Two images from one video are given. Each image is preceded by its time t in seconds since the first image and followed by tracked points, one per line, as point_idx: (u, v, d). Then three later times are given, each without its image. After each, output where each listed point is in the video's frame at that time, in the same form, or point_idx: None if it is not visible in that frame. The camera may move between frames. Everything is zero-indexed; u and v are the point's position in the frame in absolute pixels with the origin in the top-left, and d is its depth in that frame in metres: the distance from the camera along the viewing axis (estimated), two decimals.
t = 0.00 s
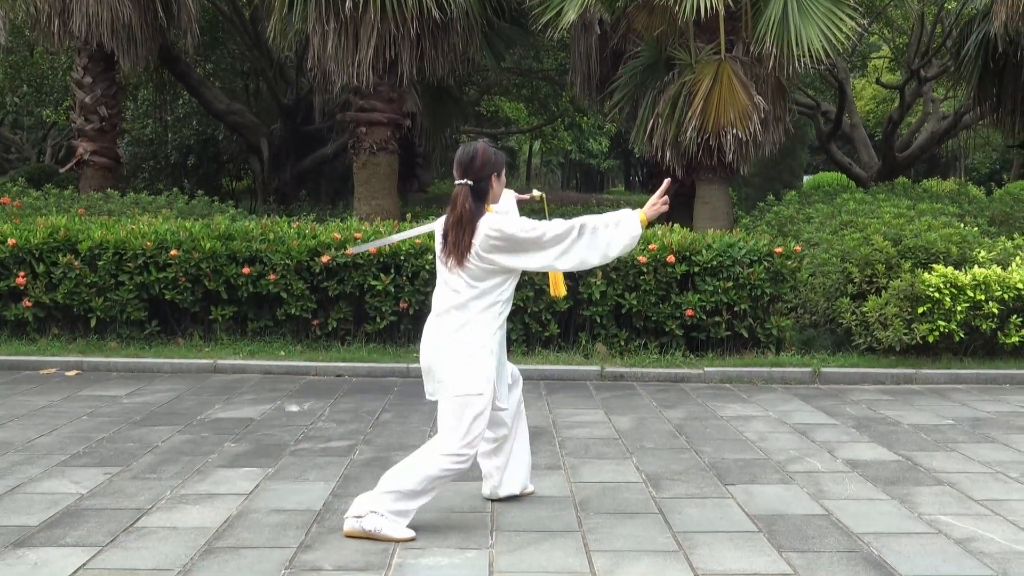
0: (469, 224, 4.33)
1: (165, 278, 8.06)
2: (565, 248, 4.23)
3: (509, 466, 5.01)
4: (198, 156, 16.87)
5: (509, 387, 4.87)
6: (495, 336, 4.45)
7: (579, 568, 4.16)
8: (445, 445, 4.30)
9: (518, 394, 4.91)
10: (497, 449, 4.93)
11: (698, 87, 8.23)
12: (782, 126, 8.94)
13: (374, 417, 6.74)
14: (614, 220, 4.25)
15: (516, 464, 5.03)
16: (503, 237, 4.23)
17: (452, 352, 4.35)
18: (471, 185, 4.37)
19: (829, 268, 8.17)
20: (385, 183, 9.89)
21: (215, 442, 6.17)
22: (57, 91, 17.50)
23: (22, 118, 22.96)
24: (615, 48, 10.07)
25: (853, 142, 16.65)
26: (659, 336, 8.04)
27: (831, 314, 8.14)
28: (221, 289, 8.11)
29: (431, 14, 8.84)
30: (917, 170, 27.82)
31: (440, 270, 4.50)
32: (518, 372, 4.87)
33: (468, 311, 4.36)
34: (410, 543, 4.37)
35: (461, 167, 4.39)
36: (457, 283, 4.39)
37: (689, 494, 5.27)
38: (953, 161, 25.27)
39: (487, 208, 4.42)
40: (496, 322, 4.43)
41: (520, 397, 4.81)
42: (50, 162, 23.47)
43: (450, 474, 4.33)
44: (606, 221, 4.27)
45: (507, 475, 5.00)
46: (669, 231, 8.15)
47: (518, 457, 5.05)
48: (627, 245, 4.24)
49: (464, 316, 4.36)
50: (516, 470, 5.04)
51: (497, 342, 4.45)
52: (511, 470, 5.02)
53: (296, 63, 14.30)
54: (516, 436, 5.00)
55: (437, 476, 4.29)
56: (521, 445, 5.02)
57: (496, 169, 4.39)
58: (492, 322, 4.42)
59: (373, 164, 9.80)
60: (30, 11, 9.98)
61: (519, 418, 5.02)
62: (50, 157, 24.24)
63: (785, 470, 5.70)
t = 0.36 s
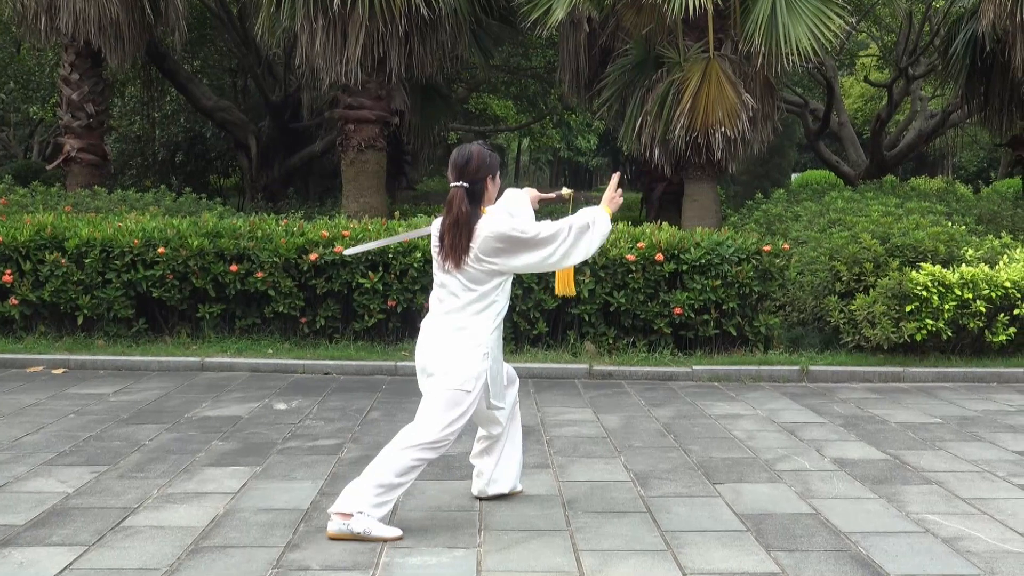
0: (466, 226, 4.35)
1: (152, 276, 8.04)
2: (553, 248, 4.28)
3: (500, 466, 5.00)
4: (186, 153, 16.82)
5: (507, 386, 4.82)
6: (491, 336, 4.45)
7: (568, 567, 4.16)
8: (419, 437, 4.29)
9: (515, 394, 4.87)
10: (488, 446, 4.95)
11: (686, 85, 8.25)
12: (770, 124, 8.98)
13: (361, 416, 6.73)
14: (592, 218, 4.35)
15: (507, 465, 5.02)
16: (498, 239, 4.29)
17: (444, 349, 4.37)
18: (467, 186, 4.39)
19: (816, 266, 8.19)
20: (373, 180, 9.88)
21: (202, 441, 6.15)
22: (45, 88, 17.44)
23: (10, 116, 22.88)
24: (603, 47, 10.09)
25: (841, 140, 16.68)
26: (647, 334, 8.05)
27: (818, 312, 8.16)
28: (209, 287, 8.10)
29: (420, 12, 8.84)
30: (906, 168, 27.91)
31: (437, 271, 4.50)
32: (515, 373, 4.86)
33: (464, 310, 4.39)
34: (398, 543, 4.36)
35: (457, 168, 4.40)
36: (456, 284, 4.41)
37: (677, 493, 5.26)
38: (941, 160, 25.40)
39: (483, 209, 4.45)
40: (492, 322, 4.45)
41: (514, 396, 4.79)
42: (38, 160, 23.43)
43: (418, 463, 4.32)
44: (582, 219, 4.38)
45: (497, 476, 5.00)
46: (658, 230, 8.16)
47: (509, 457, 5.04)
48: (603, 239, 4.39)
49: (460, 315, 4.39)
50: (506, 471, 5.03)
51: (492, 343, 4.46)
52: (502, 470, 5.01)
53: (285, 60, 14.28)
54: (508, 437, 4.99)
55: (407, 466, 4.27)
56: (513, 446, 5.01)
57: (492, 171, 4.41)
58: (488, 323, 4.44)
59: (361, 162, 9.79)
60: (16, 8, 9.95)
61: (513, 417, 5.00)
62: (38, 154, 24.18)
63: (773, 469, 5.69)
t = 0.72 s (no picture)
0: (463, 229, 4.34)
1: (150, 279, 8.04)
2: (550, 255, 4.33)
3: (500, 468, 5.01)
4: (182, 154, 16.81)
5: (508, 386, 4.82)
6: (490, 340, 4.47)
7: (568, 569, 4.16)
8: (416, 438, 4.29)
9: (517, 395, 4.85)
10: (488, 448, 4.94)
11: (682, 84, 8.26)
12: (767, 123, 9.00)
13: (360, 417, 6.73)
14: (571, 222, 4.47)
15: (508, 466, 5.03)
16: (498, 240, 4.30)
17: (443, 350, 4.39)
18: (462, 190, 4.38)
19: (814, 266, 8.21)
20: (370, 181, 9.87)
21: (201, 443, 6.14)
22: (40, 89, 17.41)
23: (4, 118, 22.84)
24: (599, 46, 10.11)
25: (837, 138, 16.68)
26: (646, 334, 8.05)
27: (817, 312, 8.18)
28: (207, 289, 8.10)
29: (416, 12, 8.84)
30: (902, 167, 27.93)
31: (434, 274, 4.49)
32: (516, 374, 4.86)
33: (463, 312, 4.41)
34: (398, 545, 4.36)
35: (453, 171, 4.39)
36: (455, 288, 4.42)
37: (677, 493, 5.26)
38: (937, 157, 25.43)
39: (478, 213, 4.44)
40: (491, 326, 4.47)
41: (516, 397, 4.79)
42: (32, 161, 23.42)
43: (413, 463, 4.32)
44: (560, 222, 4.47)
45: (497, 477, 4.99)
46: (656, 229, 8.17)
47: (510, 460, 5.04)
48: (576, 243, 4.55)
49: (460, 318, 4.41)
50: (507, 473, 5.03)
51: (491, 346, 4.48)
52: (502, 472, 5.01)
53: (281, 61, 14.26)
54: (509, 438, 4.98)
55: (402, 466, 4.27)
56: (513, 448, 5.00)
57: (486, 175, 4.42)
58: (487, 327, 4.47)
59: (358, 163, 9.79)
60: (12, 10, 9.93)
61: (514, 419, 4.99)
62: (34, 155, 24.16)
63: (772, 469, 5.70)
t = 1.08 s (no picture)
0: (470, 227, 4.33)
1: (156, 277, 8.05)
2: (553, 255, 4.35)
3: (508, 467, 5.02)
4: (187, 154, 16.84)
5: (515, 385, 4.83)
6: (497, 339, 4.48)
7: (576, 568, 4.16)
8: (423, 438, 4.29)
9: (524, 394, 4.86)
10: (496, 447, 4.95)
11: (689, 83, 8.27)
12: (773, 122, 9.00)
13: (367, 416, 6.74)
14: (574, 224, 4.49)
15: (516, 465, 5.03)
16: (504, 238, 4.31)
17: (450, 349, 4.39)
18: (470, 188, 4.38)
19: (821, 265, 8.20)
20: (376, 180, 9.88)
21: (208, 442, 6.15)
22: (47, 88, 17.45)
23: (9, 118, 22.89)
24: (605, 45, 10.12)
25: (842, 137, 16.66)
26: (653, 333, 8.06)
27: (823, 311, 8.18)
28: (213, 288, 8.11)
29: (422, 11, 8.86)
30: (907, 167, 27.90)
31: (440, 272, 4.48)
32: (522, 372, 4.87)
33: (471, 312, 4.41)
34: (405, 544, 4.36)
35: (460, 169, 4.39)
36: (461, 287, 4.42)
37: (684, 492, 5.26)
38: (943, 156, 25.40)
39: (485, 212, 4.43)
40: (498, 325, 4.47)
41: (523, 396, 4.80)
42: (37, 160, 23.47)
43: (420, 463, 4.33)
44: (564, 223, 4.49)
45: (505, 476, 5.00)
46: (662, 228, 8.17)
47: (517, 459, 5.05)
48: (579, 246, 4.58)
49: (467, 318, 4.41)
50: (515, 471, 5.04)
51: (498, 345, 4.49)
52: (510, 471, 5.02)
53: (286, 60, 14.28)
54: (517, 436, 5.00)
55: (408, 466, 4.27)
56: (521, 447, 5.01)
57: (494, 174, 4.41)
58: (494, 327, 4.47)
59: (364, 162, 9.80)
60: (19, 9, 9.96)
61: (522, 418, 5.00)
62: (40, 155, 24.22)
63: (779, 468, 5.70)
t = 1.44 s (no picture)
0: (473, 229, 4.32)
1: (155, 277, 8.06)
2: (557, 275, 4.35)
3: (506, 466, 5.02)
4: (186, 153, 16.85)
5: (513, 385, 4.83)
6: (498, 342, 4.49)
7: (575, 568, 4.16)
8: (423, 439, 4.29)
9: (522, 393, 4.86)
10: (495, 446, 4.95)
11: (688, 83, 8.28)
12: (773, 121, 9.00)
13: (366, 416, 6.74)
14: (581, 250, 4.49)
15: (514, 463, 5.04)
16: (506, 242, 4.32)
17: (451, 350, 4.39)
18: (472, 190, 4.36)
19: (821, 264, 8.20)
20: (376, 180, 9.88)
21: (207, 442, 6.15)
22: (46, 88, 17.45)
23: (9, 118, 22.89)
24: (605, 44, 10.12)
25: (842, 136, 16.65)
26: (652, 332, 8.06)
27: (823, 310, 8.17)
28: (212, 288, 8.12)
29: (422, 11, 8.87)
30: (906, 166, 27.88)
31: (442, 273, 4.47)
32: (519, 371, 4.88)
33: (473, 314, 4.41)
34: (404, 544, 4.36)
35: (463, 171, 4.38)
36: (463, 289, 4.41)
37: (683, 492, 5.26)
38: (942, 155, 25.37)
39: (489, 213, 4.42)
40: (500, 328, 4.48)
41: (521, 396, 4.80)
42: (36, 160, 23.48)
43: (419, 464, 4.32)
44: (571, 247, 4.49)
45: (503, 475, 5.00)
46: (661, 228, 8.17)
47: (516, 458, 5.05)
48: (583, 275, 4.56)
49: (468, 320, 4.41)
50: (513, 470, 5.04)
51: (499, 349, 4.49)
52: (508, 470, 5.02)
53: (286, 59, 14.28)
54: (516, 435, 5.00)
55: (408, 466, 4.27)
56: (519, 445, 5.02)
57: (495, 174, 4.39)
58: (495, 330, 4.48)
59: (363, 161, 9.79)
60: (18, 9, 9.97)
61: (520, 417, 5.01)
62: (40, 155, 24.22)
63: (778, 467, 5.69)
